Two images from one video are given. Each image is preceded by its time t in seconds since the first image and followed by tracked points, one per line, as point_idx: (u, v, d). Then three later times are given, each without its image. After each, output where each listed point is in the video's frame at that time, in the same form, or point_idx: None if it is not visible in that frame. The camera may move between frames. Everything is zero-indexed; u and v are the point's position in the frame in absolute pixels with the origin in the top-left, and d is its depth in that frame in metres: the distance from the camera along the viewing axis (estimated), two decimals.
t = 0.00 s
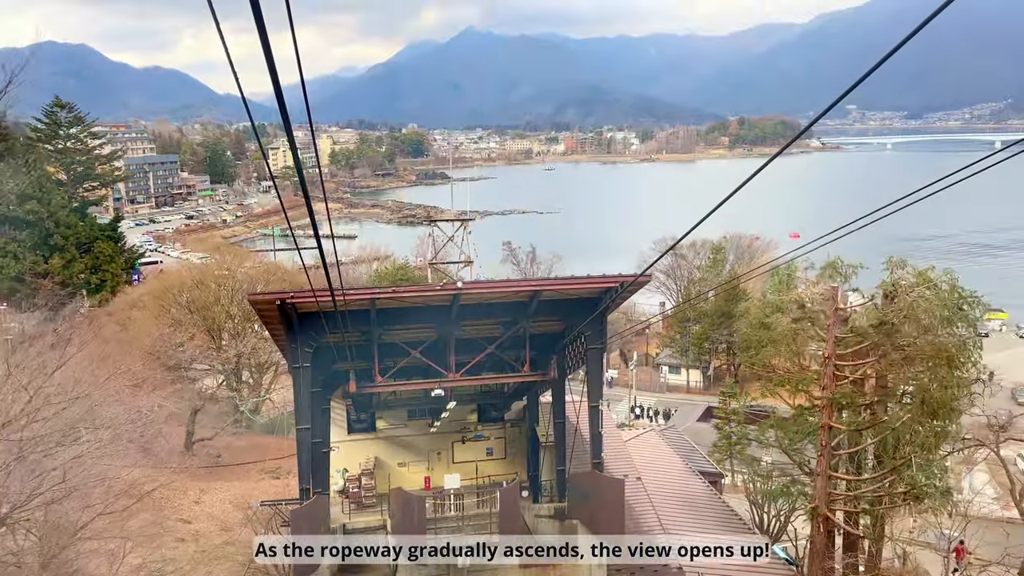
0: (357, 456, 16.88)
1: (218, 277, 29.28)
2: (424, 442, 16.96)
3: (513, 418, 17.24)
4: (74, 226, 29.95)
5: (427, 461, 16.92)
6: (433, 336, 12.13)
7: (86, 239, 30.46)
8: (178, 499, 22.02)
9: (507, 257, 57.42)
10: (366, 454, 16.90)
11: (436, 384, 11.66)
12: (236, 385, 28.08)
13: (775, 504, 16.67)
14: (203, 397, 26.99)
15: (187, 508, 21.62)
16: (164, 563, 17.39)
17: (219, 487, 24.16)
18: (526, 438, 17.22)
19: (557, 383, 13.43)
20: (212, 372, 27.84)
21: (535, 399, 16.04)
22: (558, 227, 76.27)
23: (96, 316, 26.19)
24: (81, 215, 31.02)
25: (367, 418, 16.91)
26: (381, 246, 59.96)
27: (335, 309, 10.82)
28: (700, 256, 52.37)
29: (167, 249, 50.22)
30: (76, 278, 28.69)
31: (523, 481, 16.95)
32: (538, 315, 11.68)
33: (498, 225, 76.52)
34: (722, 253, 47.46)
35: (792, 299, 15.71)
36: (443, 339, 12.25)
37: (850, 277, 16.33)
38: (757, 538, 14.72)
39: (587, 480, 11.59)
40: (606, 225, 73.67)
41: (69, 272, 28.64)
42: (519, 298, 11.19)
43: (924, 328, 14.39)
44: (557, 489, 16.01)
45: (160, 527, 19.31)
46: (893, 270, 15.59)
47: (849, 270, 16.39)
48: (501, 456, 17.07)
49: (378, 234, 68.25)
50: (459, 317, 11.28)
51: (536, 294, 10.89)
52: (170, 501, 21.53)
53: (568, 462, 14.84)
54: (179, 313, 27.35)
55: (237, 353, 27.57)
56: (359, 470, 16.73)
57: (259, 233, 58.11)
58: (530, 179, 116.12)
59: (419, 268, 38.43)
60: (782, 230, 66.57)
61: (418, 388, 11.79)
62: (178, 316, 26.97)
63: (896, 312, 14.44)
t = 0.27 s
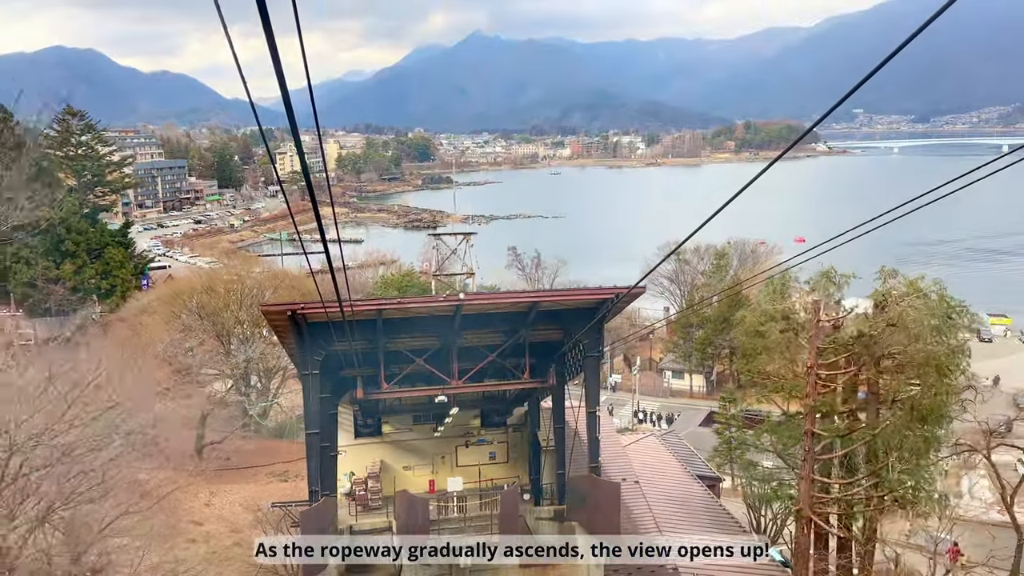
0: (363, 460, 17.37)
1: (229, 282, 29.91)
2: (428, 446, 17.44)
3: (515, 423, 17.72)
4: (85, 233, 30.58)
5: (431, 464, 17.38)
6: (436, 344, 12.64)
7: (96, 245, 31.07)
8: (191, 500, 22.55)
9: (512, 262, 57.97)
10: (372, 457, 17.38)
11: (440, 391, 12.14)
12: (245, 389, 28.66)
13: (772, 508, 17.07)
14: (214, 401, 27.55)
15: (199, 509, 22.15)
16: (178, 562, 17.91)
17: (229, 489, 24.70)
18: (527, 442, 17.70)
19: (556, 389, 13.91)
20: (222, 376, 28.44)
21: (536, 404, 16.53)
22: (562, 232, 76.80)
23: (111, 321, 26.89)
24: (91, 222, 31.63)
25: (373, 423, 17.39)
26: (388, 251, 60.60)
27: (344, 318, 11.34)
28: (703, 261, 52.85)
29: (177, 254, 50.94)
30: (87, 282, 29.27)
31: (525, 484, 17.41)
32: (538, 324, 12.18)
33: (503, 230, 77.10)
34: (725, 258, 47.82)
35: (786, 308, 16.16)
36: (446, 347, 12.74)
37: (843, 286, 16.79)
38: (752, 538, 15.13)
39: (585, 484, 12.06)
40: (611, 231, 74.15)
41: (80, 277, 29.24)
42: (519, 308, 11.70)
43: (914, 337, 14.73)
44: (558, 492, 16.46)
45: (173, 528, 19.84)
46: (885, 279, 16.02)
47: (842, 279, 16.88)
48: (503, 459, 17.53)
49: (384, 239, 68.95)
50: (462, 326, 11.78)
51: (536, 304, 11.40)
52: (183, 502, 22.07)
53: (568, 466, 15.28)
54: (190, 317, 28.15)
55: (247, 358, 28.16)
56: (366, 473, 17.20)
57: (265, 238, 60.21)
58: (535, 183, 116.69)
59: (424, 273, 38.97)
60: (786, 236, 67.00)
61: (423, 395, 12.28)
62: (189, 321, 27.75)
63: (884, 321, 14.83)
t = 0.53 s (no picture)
0: (368, 462, 17.85)
1: (238, 286, 30.50)
2: (432, 449, 17.88)
3: (516, 426, 18.20)
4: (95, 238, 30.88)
5: (434, 467, 17.80)
6: (440, 351, 13.15)
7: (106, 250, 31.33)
8: (200, 502, 23.10)
9: (517, 266, 58.47)
10: (377, 459, 17.86)
11: (444, 397, 12.70)
12: (253, 393, 29.20)
13: (764, 511, 17.58)
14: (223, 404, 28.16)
15: (207, 511, 22.69)
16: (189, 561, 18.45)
17: (238, 491, 25.15)
18: (528, 446, 18.12)
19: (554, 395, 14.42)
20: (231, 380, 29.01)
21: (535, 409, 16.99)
22: (565, 235, 77.43)
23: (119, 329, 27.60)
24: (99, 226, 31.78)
25: (378, 426, 17.90)
26: (393, 255, 61.11)
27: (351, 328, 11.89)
28: (706, 265, 53.23)
29: (185, 258, 51.49)
30: (97, 288, 29.70)
31: (526, 486, 17.85)
32: (536, 332, 12.69)
33: (507, 234, 77.59)
34: (728, 263, 48.09)
35: (778, 317, 16.61)
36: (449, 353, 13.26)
37: (836, 294, 17.19)
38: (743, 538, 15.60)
39: (582, 487, 12.59)
40: (614, 235, 74.74)
41: (91, 282, 29.64)
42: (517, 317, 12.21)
43: (904, 343, 14.96)
44: (557, 494, 16.93)
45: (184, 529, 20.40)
46: (877, 288, 16.38)
47: (835, 287, 17.30)
48: (505, 462, 17.98)
49: (390, 243, 69.54)
50: (463, 332, 12.32)
51: (533, 313, 11.92)
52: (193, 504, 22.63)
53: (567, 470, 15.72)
54: (201, 324, 28.82)
55: (254, 363, 28.71)
56: (371, 475, 17.68)
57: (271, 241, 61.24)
58: (539, 187, 117.23)
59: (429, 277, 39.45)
60: (790, 240, 67.34)
61: (427, 399, 12.80)
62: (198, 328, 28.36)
63: (874, 329, 15.15)
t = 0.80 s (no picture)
0: (374, 465, 18.35)
1: (246, 290, 31.11)
2: (436, 453, 18.34)
3: (518, 430, 18.63)
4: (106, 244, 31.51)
5: (438, 470, 18.26)
6: (443, 359, 13.68)
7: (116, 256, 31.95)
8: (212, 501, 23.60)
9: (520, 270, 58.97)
10: (382, 462, 18.35)
11: (446, 402, 13.22)
12: (261, 397, 29.77)
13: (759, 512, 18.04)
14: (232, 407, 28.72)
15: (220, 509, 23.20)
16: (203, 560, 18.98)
17: (248, 492, 25.72)
18: (529, 449, 18.55)
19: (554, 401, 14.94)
20: (240, 383, 29.60)
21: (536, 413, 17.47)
22: (569, 238, 77.91)
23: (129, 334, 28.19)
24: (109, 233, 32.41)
25: (384, 430, 18.40)
26: (398, 258, 61.69)
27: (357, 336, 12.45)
28: (708, 269, 53.66)
29: (192, 262, 52.10)
30: (108, 293, 30.33)
31: (527, 488, 18.24)
32: (536, 341, 13.21)
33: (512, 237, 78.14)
34: (731, 267, 48.47)
35: (773, 324, 17.12)
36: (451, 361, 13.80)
37: (829, 301, 17.64)
38: (738, 539, 16.03)
39: (580, 488, 13.09)
40: (617, 239, 75.25)
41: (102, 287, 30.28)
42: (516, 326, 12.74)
43: (892, 351, 15.41)
44: (557, 496, 17.36)
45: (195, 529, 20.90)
46: (869, 295, 16.80)
47: (828, 295, 17.75)
48: (507, 465, 18.39)
49: (394, 246, 70.11)
50: (465, 341, 12.87)
51: (532, 322, 12.44)
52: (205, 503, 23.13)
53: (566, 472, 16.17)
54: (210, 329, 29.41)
55: (263, 366, 29.30)
56: (376, 477, 18.15)
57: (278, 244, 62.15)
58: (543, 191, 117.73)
59: (433, 282, 39.97)
60: (794, 243, 67.75)
61: (430, 405, 13.34)
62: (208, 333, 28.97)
63: (864, 336, 15.59)
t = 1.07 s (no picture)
0: (379, 467, 18.84)
1: (256, 296, 31.73)
2: (439, 455, 18.86)
3: (520, 433, 19.12)
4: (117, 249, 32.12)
5: (442, 472, 18.80)
6: (446, 365, 14.19)
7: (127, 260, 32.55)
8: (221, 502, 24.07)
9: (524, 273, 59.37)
10: (387, 464, 18.86)
11: (449, 407, 13.71)
12: (268, 400, 30.31)
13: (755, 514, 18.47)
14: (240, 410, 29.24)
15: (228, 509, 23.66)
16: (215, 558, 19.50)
17: (257, 493, 26.15)
18: (531, 451, 19.07)
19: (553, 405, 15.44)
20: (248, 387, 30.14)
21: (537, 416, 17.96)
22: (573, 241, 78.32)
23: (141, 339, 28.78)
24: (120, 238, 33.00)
25: (389, 433, 18.90)
26: (403, 261, 62.07)
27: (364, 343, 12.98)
28: (711, 273, 53.94)
29: (198, 265, 52.45)
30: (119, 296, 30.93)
31: (528, 490, 18.76)
32: (536, 347, 13.71)
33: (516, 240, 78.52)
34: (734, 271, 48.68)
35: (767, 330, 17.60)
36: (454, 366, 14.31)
37: (823, 308, 18.10)
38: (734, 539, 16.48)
39: (578, 489, 13.58)
40: (621, 242, 75.64)
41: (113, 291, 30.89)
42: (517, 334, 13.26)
43: (882, 358, 15.90)
44: (557, 497, 17.85)
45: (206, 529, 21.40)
46: (860, 302, 17.26)
47: (821, 302, 18.21)
48: (509, 467, 18.92)
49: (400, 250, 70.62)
50: (467, 348, 13.38)
51: (532, 330, 12.95)
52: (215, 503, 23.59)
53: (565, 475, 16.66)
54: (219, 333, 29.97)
55: (270, 370, 29.82)
56: (382, 479, 18.67)
57: (283, 249, 62.85)
58: (548, 194, 118.09)
59: (438, 286, 40.38)
60: (797, 246, 68.03)
61: (434, 409, 13.83)
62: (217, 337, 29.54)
63: (854, 343, 16.10)
